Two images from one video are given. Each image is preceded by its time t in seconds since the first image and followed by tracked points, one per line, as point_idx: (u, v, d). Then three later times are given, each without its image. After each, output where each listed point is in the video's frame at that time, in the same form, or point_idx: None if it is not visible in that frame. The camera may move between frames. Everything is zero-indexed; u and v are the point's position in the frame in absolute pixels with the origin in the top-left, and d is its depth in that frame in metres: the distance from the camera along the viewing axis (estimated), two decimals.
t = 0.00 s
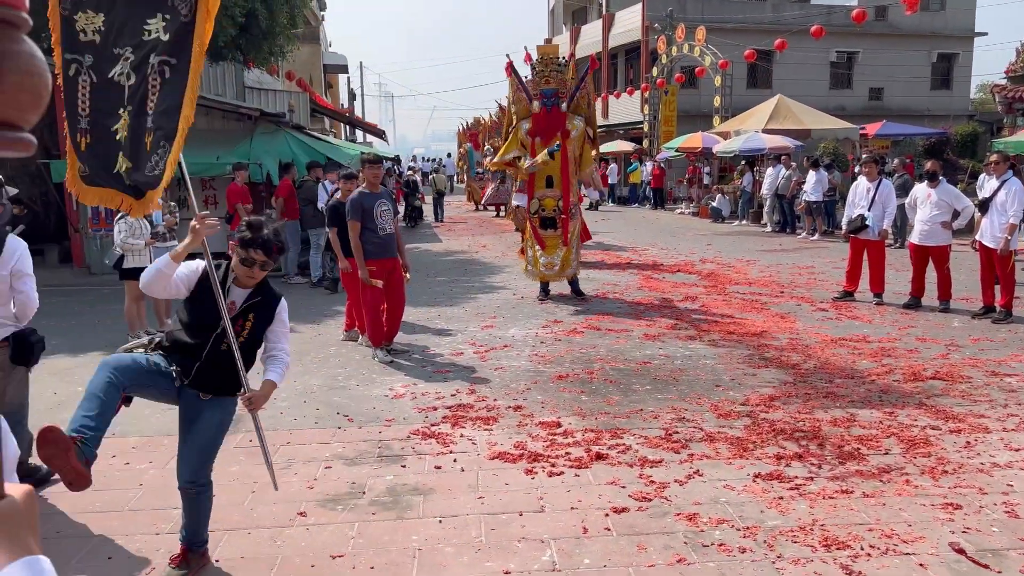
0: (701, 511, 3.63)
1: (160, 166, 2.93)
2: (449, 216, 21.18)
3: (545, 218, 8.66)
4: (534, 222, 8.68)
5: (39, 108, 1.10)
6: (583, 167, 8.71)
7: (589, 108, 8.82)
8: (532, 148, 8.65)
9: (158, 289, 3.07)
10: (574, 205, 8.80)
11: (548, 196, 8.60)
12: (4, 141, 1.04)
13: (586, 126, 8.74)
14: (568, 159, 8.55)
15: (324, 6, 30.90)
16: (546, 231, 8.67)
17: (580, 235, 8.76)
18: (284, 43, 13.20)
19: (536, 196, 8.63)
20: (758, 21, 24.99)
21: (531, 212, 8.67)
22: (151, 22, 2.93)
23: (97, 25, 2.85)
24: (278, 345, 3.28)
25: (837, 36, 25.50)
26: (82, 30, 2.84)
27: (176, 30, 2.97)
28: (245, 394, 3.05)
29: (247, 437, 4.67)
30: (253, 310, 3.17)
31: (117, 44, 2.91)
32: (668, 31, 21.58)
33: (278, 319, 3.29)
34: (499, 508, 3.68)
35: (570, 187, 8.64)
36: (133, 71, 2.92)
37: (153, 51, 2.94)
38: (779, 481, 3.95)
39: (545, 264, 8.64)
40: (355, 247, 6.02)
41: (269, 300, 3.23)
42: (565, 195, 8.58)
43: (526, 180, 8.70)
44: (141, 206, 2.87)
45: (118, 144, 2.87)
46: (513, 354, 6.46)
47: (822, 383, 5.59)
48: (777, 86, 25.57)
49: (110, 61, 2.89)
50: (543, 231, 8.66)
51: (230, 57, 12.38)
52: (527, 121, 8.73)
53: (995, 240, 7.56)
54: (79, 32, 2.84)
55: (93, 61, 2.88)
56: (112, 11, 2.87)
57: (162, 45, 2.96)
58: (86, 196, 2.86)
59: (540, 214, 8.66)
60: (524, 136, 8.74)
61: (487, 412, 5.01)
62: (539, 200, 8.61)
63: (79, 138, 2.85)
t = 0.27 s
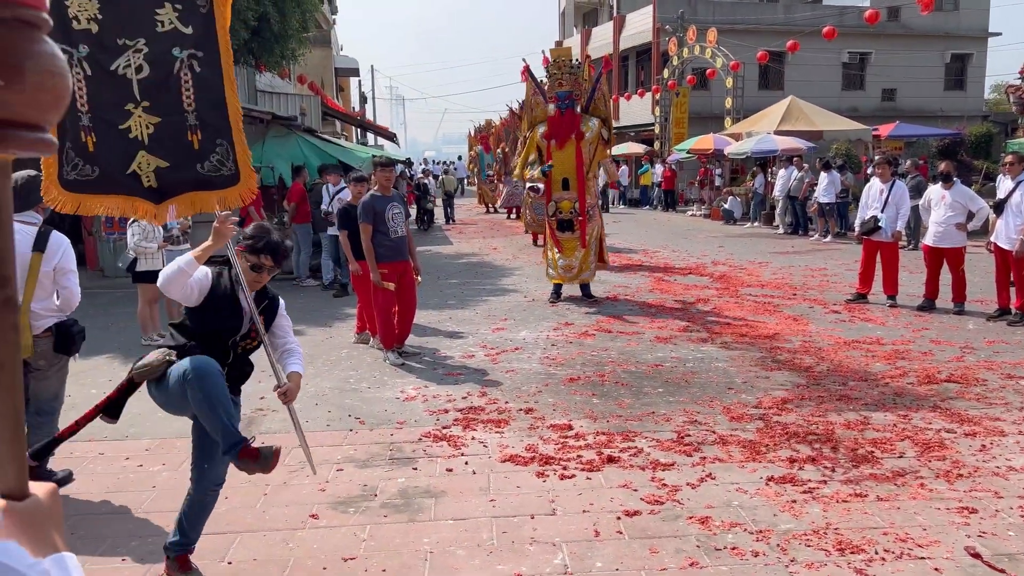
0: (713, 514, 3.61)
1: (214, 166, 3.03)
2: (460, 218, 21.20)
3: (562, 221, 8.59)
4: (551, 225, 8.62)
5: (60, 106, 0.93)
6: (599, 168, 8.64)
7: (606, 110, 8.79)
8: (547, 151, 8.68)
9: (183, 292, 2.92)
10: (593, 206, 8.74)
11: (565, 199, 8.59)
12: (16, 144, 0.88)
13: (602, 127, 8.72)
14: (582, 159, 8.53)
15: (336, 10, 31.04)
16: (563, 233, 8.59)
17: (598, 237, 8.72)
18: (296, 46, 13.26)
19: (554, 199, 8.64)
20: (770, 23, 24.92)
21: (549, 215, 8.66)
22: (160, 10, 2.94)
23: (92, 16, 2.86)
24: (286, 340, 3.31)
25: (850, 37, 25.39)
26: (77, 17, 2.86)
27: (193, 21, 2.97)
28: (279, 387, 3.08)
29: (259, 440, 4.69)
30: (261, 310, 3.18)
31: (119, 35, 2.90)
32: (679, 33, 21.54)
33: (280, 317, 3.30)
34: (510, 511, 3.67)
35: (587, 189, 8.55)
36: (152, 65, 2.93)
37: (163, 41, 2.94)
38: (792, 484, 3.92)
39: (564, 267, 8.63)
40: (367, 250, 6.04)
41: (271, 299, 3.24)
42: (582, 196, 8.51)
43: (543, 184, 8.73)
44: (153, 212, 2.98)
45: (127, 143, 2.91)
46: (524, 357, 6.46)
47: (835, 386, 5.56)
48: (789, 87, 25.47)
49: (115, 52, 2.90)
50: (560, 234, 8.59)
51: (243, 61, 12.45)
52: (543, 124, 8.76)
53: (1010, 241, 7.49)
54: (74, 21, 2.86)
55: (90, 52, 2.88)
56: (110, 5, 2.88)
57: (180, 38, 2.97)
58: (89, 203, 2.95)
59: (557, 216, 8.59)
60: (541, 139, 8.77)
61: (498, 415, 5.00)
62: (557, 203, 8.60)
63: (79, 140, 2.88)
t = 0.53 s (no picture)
0: (717, 516, 3.61)
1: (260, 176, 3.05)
2: (463, 220, 21.22)
3: (574, 222, 8.62)
4: (563, 227, 8.64)
5: (85, 117, 0.97)
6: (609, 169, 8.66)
7: (611, 110, 8.79)
8: (555, 155, 8.69)
9: (224, 310, 2.84)
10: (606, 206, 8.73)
11: (575, 201, 8.62)
12: (47, 155, 0.92)
13: (608, 127, 8.69)
14: (590, 160, 8.54)
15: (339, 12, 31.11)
16: (575, 235, 8.58)
17: (614, 235, 8.65)
18: (299, 49, 13.28)
19: (564, 202, 8.69)
20: (773, 24, 24.93)
21: (560, 218, 8.70)
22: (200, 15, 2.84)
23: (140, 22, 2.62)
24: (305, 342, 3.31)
25: (853, 38, 25.38)
26: (125, 25, 2.58)
27: (231, 27, 2.93)
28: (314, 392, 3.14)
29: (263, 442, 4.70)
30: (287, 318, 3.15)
31: (162, 44, 2.72)
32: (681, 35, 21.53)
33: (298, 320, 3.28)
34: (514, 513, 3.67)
35: (597, 189, 8.59)
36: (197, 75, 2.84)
37: (210, 47, 2.88)
38: (796, 486, 3.92)
39: (579, 269, 8.59)
40: (370, 252, 6.06)
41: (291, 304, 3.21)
42: (592, 197, 8.55)
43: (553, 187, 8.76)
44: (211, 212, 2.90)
45: (189, 155, 2.84)
46: (527, 358, 6.46)
47: (839, 387, 5.55)
48: (792, 88, 25.45)
49: (163, 63, 2.73)
50: (572, 236, 8.59)
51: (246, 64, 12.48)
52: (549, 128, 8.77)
53: (1014, 242, 7.47)
54: (121, 29, 2.57)
55: (142, 62, 2.65)
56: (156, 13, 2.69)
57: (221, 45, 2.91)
58: (163, 218, 2.77)
59: (568, 218, 8.62)
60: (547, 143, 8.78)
61: (502, 417, 5.01)
62: (567, 206, 8.65)
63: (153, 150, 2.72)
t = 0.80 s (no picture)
0: (711, 516, 3.62)
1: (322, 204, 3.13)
2: (457, 221, 21.20)
3: (573, 222, 8.63)
4: (562, 227, 8.63)
5: (65, 112, 0.85)
6: (607, 168, 8.69)
7: (607, 110, 8.83)
8: (552, 155, 8.66)
9: (294, 333, 2.97)
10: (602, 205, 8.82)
11: (573, 201, 8.66)
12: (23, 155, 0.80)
13: (605, 126, 8.72)
14: (589, 160, 8.60)
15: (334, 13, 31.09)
16: (574, 235, 8.58)
17: (611, 234, 8.74)
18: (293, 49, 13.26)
19: (562, 202, 8.71)
20: (766, 25, 25.04)
21: (558, 218, 8.69)
22: (259, 52, 2.87)
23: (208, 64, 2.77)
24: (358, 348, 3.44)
25: (846, 39, 25.49)
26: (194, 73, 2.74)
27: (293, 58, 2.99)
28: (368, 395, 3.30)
29: (257, 443, 4.69)
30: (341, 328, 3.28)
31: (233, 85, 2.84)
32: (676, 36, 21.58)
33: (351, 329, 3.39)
34: (508, 514, 3.68)
35: (596, 189, 8.66)
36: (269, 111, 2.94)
37: (273, 84, 2.92)
38: (790, 486, 3.93)
39: (578, 268, 8.62)
40: (366, 253, 6.06)
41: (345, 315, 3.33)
42: (591, 196, 8.62)
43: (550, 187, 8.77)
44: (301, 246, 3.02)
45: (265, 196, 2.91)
46: (522, 359, 6.47)
47: (833, 387, 5.56)
48: (786, 89, 25.53)
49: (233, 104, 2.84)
50: (571, 236, 8.58)
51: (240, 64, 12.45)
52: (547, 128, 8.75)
53: (1006, 243, 7.51)
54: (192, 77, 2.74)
55: (215, 108, 2.79)
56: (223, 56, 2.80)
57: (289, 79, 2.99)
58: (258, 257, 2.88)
59: (567, 218, 8.63)
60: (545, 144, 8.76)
61: (496, 417, 5.01)
62: (566, 206, 8.67)
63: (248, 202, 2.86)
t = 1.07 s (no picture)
0: (698, 515, 3.63)
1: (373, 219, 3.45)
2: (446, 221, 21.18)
3: (562, 223, 8.64)
4: (551, 227, 8.63)
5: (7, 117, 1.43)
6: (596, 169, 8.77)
7: (593, 112, 8.89)
8: (544, 155, 8.69)
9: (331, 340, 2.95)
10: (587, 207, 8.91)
11: (563, 201, 8.65)
12: None
13: (593, 128, 8.82)
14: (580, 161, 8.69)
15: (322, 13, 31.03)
16: (563, 236, 8.60)
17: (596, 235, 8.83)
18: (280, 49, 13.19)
19: (551, 202, 8.68)
20: (753, 27, 25.18)
21: (547, 218, 8.68)
22: (325, 70, 3.21)
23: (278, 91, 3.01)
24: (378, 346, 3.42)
25: (832, 41, 25.67)
26: (267, 97, 2.97)
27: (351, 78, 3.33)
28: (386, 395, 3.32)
29: (244, 444, 4.67)
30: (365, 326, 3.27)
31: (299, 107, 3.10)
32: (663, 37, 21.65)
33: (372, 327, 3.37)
34: (496, 514, 3.68)
35: (586, 190, 8.72)
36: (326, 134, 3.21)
37: (335, 101, 3.25)
38: (777, 485, 3.95)
39: (567, 269, 8.58)
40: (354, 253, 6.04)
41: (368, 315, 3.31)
42: (581, 197, 8.66)
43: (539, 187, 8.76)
44: (358, 259, 3.15)
45: (328, 214, 3.14)
46: (510, 359, 6.47)
47: (818, 387, 5.59)
48: (774, 90, 25.66)
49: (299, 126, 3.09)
50: (561, 236, 8.60)
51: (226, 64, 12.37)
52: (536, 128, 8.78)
53: (989, 243, 7.58)
54: (265, 102, 2.97)
55: (284, 132, 3.02)
56: (290, 82, 3.06)
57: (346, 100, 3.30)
58: (318, 284, 2.97)
59: (557, 219, 8.64)
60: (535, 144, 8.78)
61: (484, 418, 5.01)
62: (556, 206, 8.66)
63: (303, 225, 2.97)
